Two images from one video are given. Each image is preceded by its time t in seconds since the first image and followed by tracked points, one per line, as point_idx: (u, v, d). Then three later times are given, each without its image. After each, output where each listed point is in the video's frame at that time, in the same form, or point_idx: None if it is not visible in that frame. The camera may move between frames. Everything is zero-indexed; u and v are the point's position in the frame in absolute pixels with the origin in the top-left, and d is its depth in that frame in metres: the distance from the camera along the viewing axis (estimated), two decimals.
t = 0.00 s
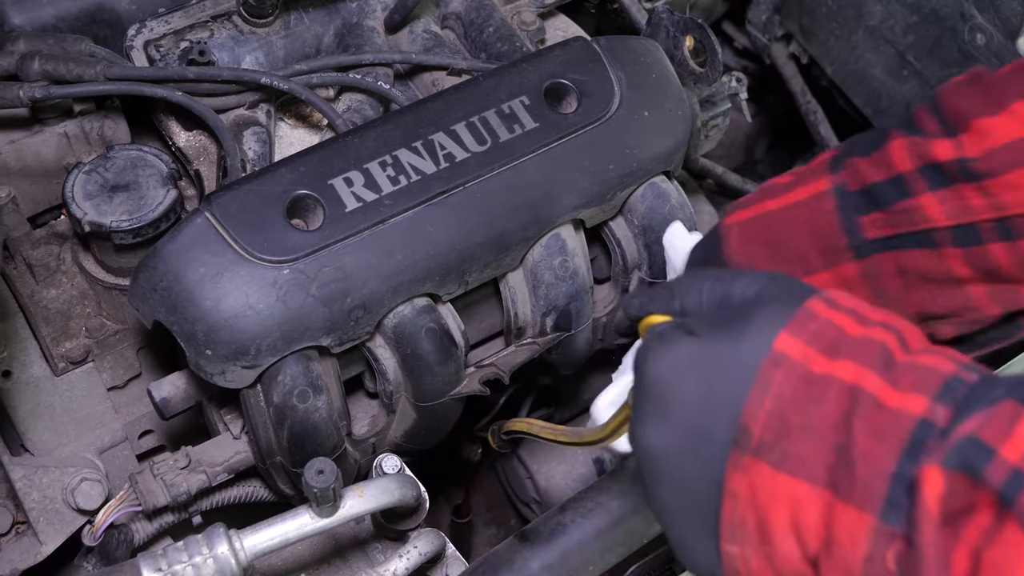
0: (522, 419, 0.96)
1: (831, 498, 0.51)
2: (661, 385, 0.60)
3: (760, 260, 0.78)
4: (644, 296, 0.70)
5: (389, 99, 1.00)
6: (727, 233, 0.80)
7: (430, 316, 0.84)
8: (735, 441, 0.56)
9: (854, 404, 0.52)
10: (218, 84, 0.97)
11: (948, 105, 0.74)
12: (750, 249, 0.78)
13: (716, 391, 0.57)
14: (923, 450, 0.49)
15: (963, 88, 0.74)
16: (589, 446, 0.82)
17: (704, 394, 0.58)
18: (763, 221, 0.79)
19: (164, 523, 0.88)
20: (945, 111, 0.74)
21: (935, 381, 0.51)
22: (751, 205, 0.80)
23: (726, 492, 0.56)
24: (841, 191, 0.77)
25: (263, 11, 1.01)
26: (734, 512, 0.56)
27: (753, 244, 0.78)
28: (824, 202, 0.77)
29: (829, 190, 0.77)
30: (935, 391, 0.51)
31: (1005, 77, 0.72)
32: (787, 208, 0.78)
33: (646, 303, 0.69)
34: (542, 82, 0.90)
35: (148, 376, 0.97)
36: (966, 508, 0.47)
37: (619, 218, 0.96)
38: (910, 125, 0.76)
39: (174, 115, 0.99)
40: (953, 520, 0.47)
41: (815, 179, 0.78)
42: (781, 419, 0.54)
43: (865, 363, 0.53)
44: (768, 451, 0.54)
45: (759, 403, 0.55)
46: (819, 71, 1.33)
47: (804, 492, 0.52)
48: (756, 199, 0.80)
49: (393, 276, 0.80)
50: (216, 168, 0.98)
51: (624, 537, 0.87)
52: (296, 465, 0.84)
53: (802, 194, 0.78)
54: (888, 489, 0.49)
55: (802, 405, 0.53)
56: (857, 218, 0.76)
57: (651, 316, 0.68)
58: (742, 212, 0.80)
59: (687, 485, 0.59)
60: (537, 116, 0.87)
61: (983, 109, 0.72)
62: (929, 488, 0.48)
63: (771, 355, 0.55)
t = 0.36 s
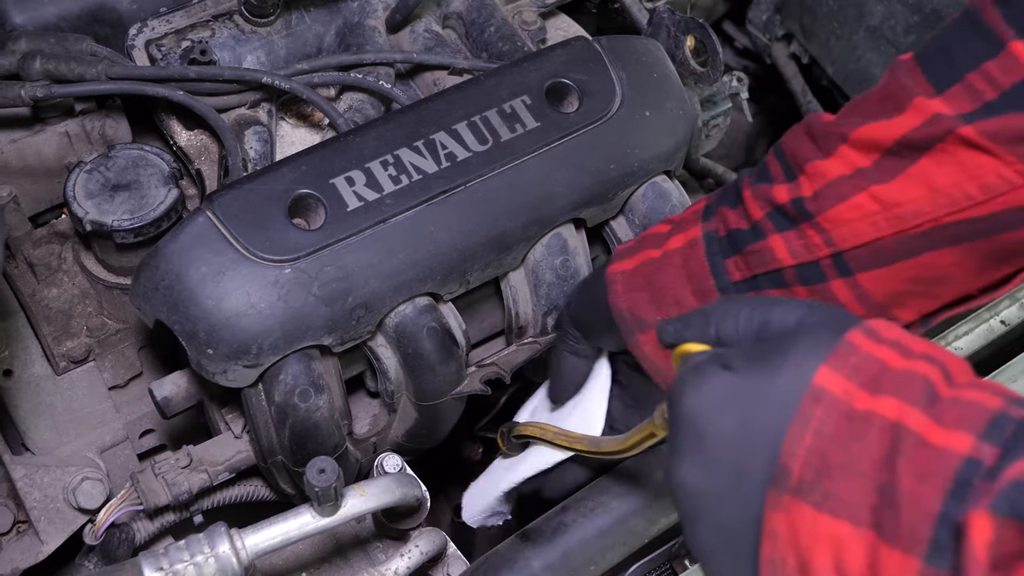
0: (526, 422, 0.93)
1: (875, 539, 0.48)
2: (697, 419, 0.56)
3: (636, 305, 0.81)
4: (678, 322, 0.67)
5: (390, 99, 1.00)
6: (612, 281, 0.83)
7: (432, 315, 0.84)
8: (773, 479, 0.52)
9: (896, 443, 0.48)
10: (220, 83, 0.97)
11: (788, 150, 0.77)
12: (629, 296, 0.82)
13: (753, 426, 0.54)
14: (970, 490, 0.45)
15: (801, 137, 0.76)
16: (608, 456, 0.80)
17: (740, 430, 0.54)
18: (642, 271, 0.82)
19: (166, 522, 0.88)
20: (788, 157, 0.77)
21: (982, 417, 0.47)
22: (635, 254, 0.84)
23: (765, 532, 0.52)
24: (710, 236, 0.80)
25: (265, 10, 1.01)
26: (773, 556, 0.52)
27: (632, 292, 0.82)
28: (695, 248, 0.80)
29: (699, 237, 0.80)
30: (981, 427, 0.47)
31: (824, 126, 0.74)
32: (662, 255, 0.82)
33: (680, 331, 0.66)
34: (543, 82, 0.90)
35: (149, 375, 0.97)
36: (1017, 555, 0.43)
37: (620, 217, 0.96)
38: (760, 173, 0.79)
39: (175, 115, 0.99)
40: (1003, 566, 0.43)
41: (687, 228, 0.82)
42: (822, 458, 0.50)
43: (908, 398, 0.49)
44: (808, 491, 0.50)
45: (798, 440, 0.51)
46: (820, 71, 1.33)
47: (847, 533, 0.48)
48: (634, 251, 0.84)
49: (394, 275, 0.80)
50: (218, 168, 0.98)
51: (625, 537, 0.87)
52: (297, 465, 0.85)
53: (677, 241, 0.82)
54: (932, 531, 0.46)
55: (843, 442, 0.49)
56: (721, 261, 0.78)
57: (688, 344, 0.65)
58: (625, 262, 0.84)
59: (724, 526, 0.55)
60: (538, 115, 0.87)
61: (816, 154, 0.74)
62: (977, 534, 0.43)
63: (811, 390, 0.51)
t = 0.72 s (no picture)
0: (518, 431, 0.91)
1: (862, 563, 0.50)
2: (678, 452, 0.60)
3: (637, 327, 0.80)
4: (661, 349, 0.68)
5: (392, 98, 1.00)
6: (614, 300, 0.83)
7: (434, 315, 0.84)
8: (760, 508, 0.55)
9: (877, 466, 0.50)
10: (222, 82, 0.97)
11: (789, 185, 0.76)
12: (630, 316, 0.81)
13: (738, 456, 0.57)
14: (953, 512, 0.47)
15: (802, 173, 0.75)
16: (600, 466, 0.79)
17: (726, 459, 0.57)
18: (643, 293, 0.81)
19: (169, 521, 0.88)
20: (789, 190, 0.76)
21: (960, 437, 0.49)
22: (638, 277, 0.83)
23: (755, 558, 0.56)
24: (711, 262, 0.79)
25: (267, 10, 1.01)
26: None
27: (632, 312, 0.81)
28: (696, 270, 0.79)
29: (700, 262, 0.80)
30: (961, 448, 0.48)
31: (822, 161, 0.73)
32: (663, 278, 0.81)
33: (664, 357, 0.68)
34: (545, 82, 0.90)
35: (151, 374, 0.98)
36: None
37: (621, 217, 0.96)
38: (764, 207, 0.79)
39: (177, 114, 0.99)
40: None
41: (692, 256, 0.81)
42: (806, 484, 0.52)
43: (888, 420, 0.51)
44: (793, 518, 0.52)
45: (781, 467, 0.53)
46: (821, 71, 1.34)
47: (835, 559, 0.51)
48: (637, 274, 0.83)
49: (397, 275, 0.80)
50: (220, 167, 0.98)
51: (627, 536, 0.87)
52: (299, 464, 0.85)
53: (681, 266, 0.81)
54: (917, 554, 0.48)
55: (825, 467, 0.52)
56: (719, 286, 0.77)
57: (672, 371, 0.67)
58: (628, 284, 0.83)
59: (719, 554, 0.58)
60: (540, 115, 0.88)
61: (814, 188, 0.73)
62: (960, 560, 0.45)
63: (790, 416, 0.54)
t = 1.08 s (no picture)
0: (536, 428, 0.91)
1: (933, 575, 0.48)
2: (739, 455, 0.57)
3: (666, 327, 0.79)
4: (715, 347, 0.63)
5: (392, 98, 1.01)
6: (647, 293, 0.82)
7: (434, 314, 0.85)
8: (825, 517, 0.53)
9: (945, 476, 0.48)
10: (223, 82, 0.97)
11: (823, 194, 0.75)
12: (659, 312, 0.81)
13: (800, 462, 0.54)
14: None
15: (838, 182, 0.75)
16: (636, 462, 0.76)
17: (787, 466, 0.55)
18: (674, 289, 0.81)
19: (168, 519, 0.88)
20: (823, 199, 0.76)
21: None
22: (672, 273, 0.83)
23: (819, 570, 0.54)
24: (745, 267, 0.78)
25: (267, 9, 1.01)
26: None
27: (661, 309, 0.80)
28: (728, 274, 0.78)
29: (733, 265, 0.78)
30: None
31: (861, 172, 0.73)
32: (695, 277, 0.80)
33: (722, 358, 0.61)
34: (545, 81, 0.90)
35: (151, 373, 0.98)
36: None
37: (621, 217, 0.96)
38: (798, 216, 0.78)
39: (178, 113, 1.00)
40: None
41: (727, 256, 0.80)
42: (871, 494, 0.50)
43: (957, 427, 0.49)
44: (860, 528, 0.51)
45: (846, 475, 0.51)
46: (821, 72, 1.34)
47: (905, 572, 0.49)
48: (669, 269, 0.83)
49: (397, 274, 0.80)
50: (221, 167, 0.98)
51: (626, 535, 0.87)
52: (299, 463, 0.85)
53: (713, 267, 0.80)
54: (991, 567, 0.46)
55: (892, 476, 0.50)
56: (751, 291, 0.76)
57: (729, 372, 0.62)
58: (661, 277, 0.83)
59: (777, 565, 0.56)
60: (540, 114, 0.88)
61: (849, 198, 0.72)
62: None
63: (855, 421, 0.52)
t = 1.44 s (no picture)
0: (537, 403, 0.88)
1: (921, 468, 0.50)
2: (721, 355, 0.55)
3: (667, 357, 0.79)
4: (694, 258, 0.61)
5: (391, 98, 1.00)
6: (637, 318, 0.81)
7: (433, 314, 0.84)
8: (811, 413, 0.53)
9: (939, 369, 0.50)
10: (222, 82, 0.97)
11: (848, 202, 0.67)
12: (655, 338, 0.80)
13: (787, 358, 0.53)
14: None
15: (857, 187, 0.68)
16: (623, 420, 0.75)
17: (773, 366, 0.54)
18: (668, 313, 0.80)
19: (168, 520, 0.88)
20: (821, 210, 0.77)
21: None
22: (661, 294, 0.81)
23: (802, 468, 0.54)
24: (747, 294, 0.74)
25: (266, 9, 1.01)
26: (812, 489, 0.55)
27: (658, 333, 0.80)
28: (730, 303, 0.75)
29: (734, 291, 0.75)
30: None
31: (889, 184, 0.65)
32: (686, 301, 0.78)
33: (701, 266, 0.61)
34: (545, 81, 0.90)
35: (151, 374, 0.97)
36: None
37: (621, 217, 0.96)
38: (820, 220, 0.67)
39: (177, 114, 0.99)
40: None
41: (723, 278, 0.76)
42: (862, 390, 0.51)
43: (949, 322, 0.51)
44: (849, 423, 0.52)
45: (836, 370, 0.52)
46: (821, 71, 1.33)
47: (891, 466, 0.51)
48: (656, 289, 0.81)
49: (396, 274, 0.80)
50: (220, 167, 0.98)
51: (626, 536, 0.87)
52: (298, 463, 0.85)
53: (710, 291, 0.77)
54: (985, 459, 0.48)
55: (884, 371, 0.51)
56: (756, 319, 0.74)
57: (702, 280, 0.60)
58: (649, 300, 0.81)
59: (758, 469, 0.55)
60: (539, 114, 0.88)
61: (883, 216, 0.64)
62: None
63: (846, 316, 0.52)
